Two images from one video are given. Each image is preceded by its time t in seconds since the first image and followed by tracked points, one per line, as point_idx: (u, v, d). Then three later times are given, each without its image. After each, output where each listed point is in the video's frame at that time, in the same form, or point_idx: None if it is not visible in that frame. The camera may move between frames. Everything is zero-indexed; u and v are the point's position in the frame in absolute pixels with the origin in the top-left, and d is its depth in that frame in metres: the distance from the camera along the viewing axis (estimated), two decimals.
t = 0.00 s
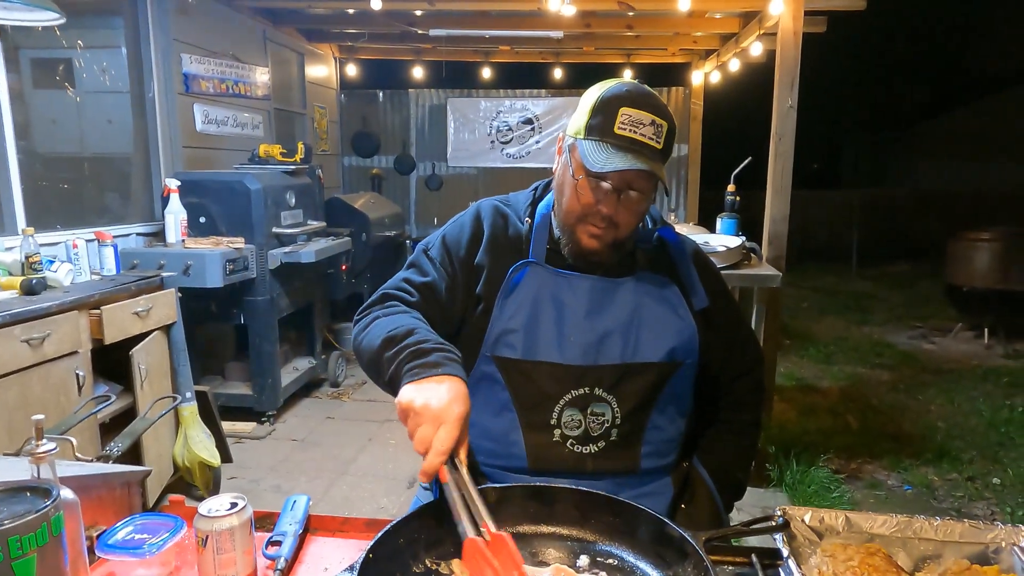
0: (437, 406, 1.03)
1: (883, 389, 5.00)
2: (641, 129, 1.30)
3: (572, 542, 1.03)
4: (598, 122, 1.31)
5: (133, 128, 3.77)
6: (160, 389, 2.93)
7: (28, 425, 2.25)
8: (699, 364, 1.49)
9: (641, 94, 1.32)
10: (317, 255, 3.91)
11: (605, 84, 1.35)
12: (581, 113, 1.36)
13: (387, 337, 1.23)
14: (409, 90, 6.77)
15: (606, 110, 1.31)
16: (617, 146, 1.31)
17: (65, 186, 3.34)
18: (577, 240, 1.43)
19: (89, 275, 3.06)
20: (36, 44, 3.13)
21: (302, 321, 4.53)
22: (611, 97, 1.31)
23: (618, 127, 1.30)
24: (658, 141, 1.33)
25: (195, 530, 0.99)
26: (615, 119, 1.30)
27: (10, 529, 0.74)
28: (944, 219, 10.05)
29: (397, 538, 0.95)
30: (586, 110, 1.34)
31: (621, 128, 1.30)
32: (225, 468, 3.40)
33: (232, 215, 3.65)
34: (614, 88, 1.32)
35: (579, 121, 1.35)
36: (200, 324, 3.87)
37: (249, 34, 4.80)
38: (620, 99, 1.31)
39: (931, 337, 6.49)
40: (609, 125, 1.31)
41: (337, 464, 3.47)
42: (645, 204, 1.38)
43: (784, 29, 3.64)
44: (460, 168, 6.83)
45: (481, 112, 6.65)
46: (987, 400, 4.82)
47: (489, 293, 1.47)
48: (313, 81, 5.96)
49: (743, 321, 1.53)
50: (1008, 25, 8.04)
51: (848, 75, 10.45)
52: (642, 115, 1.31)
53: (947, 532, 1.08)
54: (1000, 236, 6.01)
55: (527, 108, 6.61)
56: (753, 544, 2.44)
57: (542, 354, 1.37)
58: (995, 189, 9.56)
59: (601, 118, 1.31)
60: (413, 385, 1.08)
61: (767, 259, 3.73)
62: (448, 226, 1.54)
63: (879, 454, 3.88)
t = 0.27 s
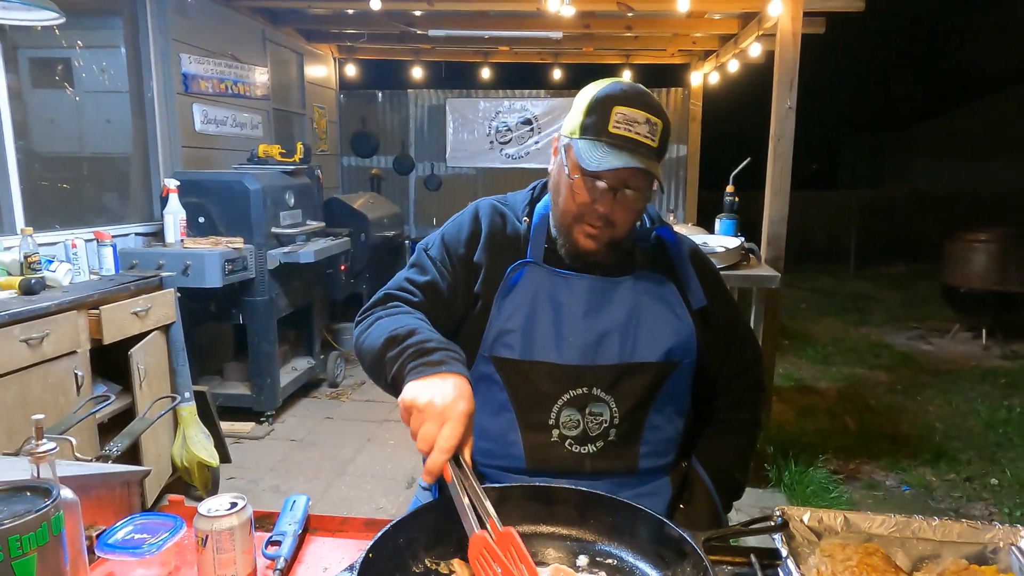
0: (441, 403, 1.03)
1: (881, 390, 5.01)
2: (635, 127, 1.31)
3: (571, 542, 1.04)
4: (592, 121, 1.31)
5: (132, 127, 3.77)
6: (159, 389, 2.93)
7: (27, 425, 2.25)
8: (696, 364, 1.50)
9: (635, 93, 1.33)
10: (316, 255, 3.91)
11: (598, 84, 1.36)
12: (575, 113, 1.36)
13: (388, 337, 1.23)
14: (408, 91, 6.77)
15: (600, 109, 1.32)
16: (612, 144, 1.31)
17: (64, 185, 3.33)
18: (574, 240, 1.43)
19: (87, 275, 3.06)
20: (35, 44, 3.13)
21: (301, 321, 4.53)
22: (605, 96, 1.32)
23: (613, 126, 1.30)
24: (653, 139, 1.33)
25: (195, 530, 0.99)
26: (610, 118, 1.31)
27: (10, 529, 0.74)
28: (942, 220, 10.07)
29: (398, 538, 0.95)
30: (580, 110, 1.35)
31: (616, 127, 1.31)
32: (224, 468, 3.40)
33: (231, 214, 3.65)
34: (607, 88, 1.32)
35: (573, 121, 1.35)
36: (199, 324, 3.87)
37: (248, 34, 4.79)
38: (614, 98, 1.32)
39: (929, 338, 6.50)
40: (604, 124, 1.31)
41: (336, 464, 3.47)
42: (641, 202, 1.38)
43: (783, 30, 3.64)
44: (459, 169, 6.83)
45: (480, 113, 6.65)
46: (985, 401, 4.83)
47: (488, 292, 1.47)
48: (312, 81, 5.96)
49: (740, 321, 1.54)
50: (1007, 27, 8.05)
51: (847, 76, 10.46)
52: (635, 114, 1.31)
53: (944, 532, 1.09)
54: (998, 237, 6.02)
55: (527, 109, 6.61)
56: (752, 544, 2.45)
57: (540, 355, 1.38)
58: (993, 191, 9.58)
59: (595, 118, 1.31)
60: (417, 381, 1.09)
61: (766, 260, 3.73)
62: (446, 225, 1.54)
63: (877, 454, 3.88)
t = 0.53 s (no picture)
0: (454, 416, 0.99)
1: (879, 389, 5.02)
2: (630, 120, 1.32)
3: (569, 541, 1.04)
4: (587, 116, 1.33)
5: (130, 128, 3.77)
6: (157, 390, 2.93)
7: (24, 426, 2.25)
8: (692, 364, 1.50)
9: (629, 89, 1.35)
10: (314, 255, 3.90)
11: (593, 81, 1.37)
12: (570, 110, 1.38)
13: (394, 341, 1.21)
14: (406, 91, 6.77)
15: (595, 104, 1.33)
16: (607, 138, 1.32)
17: (61, 186, 3.33)
18: (570, 237, 1.43)
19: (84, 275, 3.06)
20: (33, 44, 3.13)
21: (300, 321, 4.53)
22: (599, 92, 1.34)
23: (607, 120, 1.31)
24: (648, 133, 1.34)
25: (192, 530, 0.99)
26: (604, 112, 1.32)
27: (6, 529, 0.74)
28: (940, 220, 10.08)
29: (396, 537, 0.95)
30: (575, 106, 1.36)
31: (611, 121, 1.32)
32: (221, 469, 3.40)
33: (228, 215, 3.65)
34: (601, 84, 1.34)
35: (569, 117, 1.37)
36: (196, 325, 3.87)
37: (245, 34, 4.79)
38: (608, 93, 1.34)
39: (926, 338, 6.51)
40: (598, 118, 1.32)
41: (334, 465, 3.47)
42: (637, 197, 1.38)
43: (780, 30, 3.65)
44: (458, 169, 6.83)
45: (478, 113, 6.66)
46: (983, 401, 4.84)
47: (484, 293, 1.48)
48: (310, 81, 5.96)
49: (736, 321, 1.54)
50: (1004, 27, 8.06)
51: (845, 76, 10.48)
52: (630, 108, 1.32)
53: (942, 531, 1.09)
54: (996, 237, 6.03)
55: (525, 109, 6.61)
56: (749, 543, 2.46)
57: (536, 356, 1.38)
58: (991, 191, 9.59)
59: (590, 112, 1.33)
60: (426, 391, 1.05)
61: (764, 260, 3.73)
62: (443, 226, 1.55)
63: (875, 454, 3.89)
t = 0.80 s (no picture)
0: (435, 423, 0.97)
1: (877, 390, 5.03)
2: (616, 119, 1.34)
3: (565, 543, 1.04)
4: (575, 116, 1.35)
5: (129, 128, 3.77)
6: (155, 391, 2.93)
7: (22, 427, 2.25)
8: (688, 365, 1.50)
9: (615, 89, 1.37)
10: (313, 256, 3.90)
11: (580, 83, 1.40)
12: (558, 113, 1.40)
13: (386, 348, 1.21)
14: (405, 91, 6.76)
15: (581, 104, 1.35)
16: (595, 136, 1.34)
17: (60, 187, 3.33)
18: (562, 238, 1.43)
19: (83, 276, 3.06)
20: (31, 45, 3.13)
21: (298, 322, 4.53)
22: (585, 93, 1.36)
23: (594, 119, 1.34)
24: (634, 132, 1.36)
25: (189, 533, 0.99)
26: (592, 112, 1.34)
27: (3, 532, 0.74)
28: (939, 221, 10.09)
29: (392, 539, 0.95)
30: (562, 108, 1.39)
31: (597, 119, 1.34)
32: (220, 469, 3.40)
33: (227, 216, 3.65)
34: (588, 85, 1.37)
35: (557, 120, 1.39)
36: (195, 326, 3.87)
37: (244, 35, 4.79)
38: (595, 93, 1.36)
39: (925, 338, 6.52)
40: (586, 118, 1.34)
41: (333, 466, 3.47)
42: (627, 195, 1.40)
43: (778, 31, 3.65)
44: (456, 169, 6.83)
45: (477, 114, 6.66)
46: (981, 401, 4.85)
47: (480, 296, 1.48)
48: (309, 82, 5.96)
49: (732, 323, 1.54)
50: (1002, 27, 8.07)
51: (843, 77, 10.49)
52: (616, 106, 1.34)
53: (937, 533, 1.09)
54: (994, 238, 6.03)
55: (524, 109, 6.62)
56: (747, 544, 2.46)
57: (532, 358, 1.38)
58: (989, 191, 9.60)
59: (577, 113, 1.35)
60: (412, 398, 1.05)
61: (762, 261, 3.74)
62: (440, 229, 1.55)
63: (873, 454, 3.89)
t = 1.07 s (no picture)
0: (436, 425, 0.97)
1: (878, 390, 5.03)
2: (619, 89, 1.44)
3: (568, 544, 1.04)
4: (581, 90, 1.44)
5: (130, 129, 3.77)
6: (157, 391, 2.93)
7: (24, 426, 2.25)
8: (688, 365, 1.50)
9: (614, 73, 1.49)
10: (314, 256, 3.90)
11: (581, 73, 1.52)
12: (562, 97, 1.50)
13: (383, 351, 1.21)
14: (406, 92, 6.76)
15: (586, 82, 1.46)
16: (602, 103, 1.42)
17: (61, 186, 3.33)
18: (570, 207, 1.44)
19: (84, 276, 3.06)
20: (32, 45, 3.13)
21: (299, 322, 4.53)
22: (586, 76, 1.48)
23: (600, 90, 1.43)
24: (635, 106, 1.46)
25: (191, 533, 0.99)
26: (597, 85, 1.44)
27: (6, 531, 0.74)
28: (940, 221, 10.09)
29: (395, 539, 0.95)
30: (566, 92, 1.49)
31: (603, 90, 1.43)
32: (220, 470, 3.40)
33: (228, 216, 3.65)
34: (588, 71, 1.49)
35: (561, 101, 1.48)
36: (196, 326, 3.87)
37: (245, 35, 4.80)
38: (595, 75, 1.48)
39: (926, 339, 6.52)
40: (591, 91, 1.44)
41: (333, 466, 3.47)
42: (631, 165, 1.45)
43: (779, 32, 3.64)
44: (457, 170, 6.84)
45: (478, 114, 6.67)
46: (982, 402, 4.85)
47: (479, 298, 1.47)
48: (310, 82, 5.97)
49: (732, 324, 1.55)
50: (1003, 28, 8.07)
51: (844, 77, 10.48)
52: (618, 81, 1.45)
53: (940, 535, 1.09)
54: (995, 238, 6.03)
55: (525, 110, 6.63)
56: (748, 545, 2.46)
57: (531, 359, 1.38)
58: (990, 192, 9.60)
59: (582, 88, 1.45)
60: (413, 401, 1.05)
61: (763, 262, 3.74)
62: (438, 231, 1.55)
63: (874, 455, 3.89)
